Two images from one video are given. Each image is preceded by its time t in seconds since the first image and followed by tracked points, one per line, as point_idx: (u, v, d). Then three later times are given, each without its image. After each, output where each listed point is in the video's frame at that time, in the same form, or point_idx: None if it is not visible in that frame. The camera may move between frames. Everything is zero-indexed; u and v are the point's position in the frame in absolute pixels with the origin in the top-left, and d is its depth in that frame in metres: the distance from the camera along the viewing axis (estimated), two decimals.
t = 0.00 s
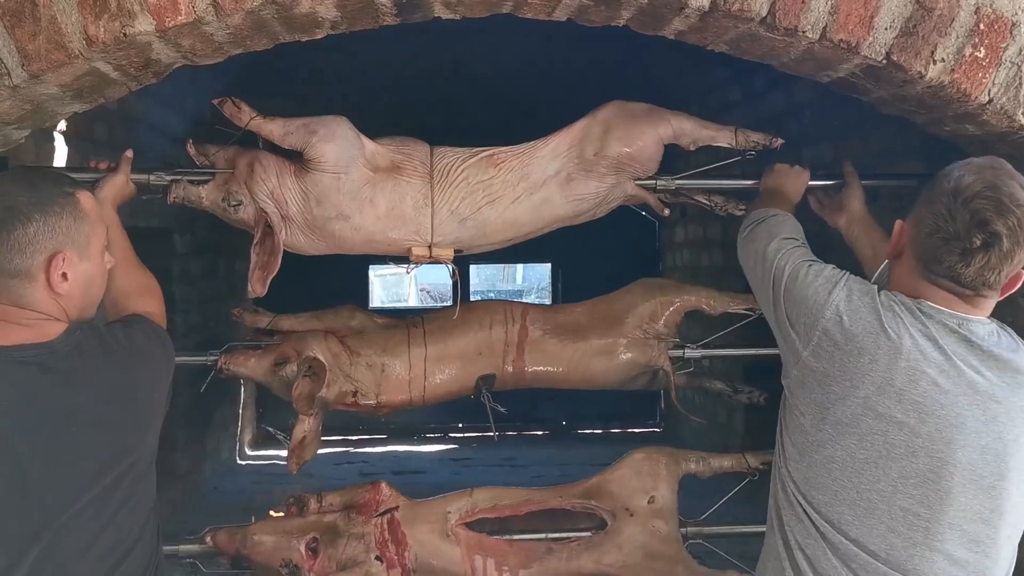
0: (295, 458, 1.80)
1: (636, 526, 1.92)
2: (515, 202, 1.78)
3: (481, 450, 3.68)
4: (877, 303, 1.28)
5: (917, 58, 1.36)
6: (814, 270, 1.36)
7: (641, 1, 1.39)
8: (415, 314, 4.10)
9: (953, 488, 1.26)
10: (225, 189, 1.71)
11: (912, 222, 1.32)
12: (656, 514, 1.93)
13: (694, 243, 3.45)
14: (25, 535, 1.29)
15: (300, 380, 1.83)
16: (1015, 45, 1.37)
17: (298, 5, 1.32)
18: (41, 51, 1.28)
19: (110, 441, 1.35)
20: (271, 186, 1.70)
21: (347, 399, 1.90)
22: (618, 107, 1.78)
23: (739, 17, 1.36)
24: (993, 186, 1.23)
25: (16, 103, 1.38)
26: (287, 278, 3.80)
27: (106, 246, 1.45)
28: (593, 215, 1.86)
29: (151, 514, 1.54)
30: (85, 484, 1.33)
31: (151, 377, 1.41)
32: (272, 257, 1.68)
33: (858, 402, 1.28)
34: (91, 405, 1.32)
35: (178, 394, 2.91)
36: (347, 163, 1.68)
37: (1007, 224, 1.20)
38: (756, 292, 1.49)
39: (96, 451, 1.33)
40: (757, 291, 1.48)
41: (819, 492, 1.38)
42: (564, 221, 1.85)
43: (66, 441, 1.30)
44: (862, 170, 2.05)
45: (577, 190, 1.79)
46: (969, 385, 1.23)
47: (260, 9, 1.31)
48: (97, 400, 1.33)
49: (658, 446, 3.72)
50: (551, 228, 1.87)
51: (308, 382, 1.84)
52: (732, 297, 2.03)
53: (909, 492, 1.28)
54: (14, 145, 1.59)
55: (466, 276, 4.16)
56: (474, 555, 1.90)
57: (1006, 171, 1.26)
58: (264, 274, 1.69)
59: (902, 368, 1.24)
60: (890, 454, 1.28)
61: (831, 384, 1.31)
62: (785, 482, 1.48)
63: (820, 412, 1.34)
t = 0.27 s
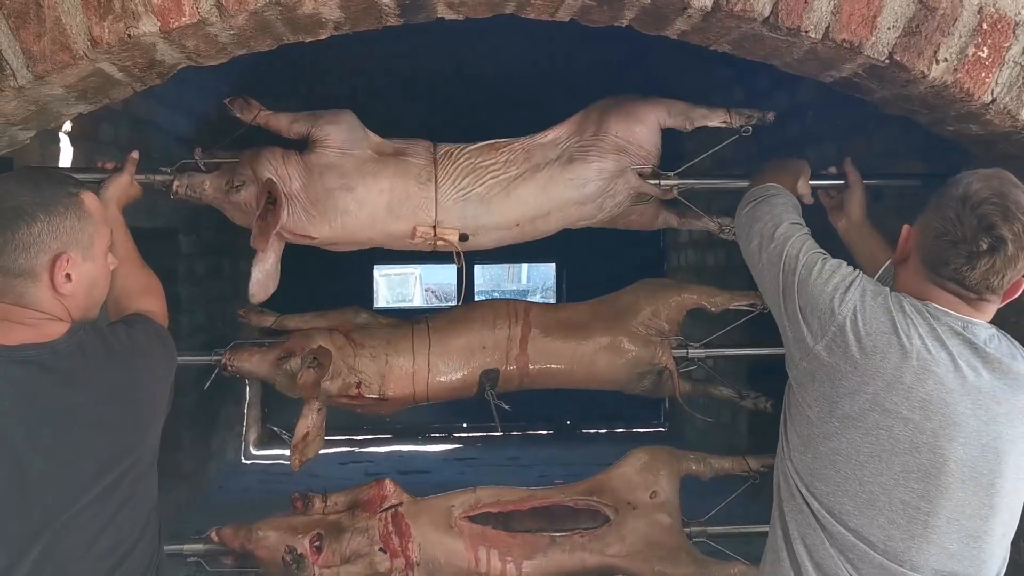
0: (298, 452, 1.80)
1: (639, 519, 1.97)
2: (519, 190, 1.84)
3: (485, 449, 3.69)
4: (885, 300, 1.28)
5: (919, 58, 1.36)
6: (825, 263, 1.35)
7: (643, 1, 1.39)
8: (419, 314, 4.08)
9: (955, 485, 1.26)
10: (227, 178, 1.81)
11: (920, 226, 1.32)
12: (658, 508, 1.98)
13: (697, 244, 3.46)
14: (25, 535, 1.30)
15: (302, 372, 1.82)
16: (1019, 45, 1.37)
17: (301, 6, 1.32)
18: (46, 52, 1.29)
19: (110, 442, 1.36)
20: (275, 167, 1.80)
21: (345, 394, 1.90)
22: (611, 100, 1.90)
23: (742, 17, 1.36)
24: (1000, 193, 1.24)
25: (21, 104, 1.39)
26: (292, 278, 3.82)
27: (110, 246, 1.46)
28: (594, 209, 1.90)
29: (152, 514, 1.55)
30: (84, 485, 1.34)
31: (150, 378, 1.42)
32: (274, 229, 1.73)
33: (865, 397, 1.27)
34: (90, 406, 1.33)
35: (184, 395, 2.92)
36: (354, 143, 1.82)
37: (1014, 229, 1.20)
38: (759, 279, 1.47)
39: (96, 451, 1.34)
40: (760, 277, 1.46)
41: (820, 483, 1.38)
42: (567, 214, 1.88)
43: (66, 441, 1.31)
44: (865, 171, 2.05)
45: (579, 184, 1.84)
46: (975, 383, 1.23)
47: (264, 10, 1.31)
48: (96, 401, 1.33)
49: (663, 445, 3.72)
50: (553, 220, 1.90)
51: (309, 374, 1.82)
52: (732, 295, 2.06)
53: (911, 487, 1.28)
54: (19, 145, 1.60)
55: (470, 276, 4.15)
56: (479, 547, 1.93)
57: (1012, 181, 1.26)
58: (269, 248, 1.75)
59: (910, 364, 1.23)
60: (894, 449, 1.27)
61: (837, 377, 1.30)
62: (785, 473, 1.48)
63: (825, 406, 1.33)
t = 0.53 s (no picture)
0: (297, 445, 1.80)
1: (637, 514, 1.98)
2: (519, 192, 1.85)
3: (487, 449, 3.69)
4: (882, 299, 1.28)
5: (919, 58, 1.36)
6: (822, 264, 1.35)
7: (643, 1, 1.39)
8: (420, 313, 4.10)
9: (949, 484, 1.26)
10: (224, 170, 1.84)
11: (915, 223, 1.33)
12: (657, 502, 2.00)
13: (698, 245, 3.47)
14: (25, 535, 1.30)
15: (302, 365, 1.83)
16: (1019, 44, 1.37)
17: (301, 6, 1.33)
18: (47, 52, 1.29)
19: (110, 441, 1.36)
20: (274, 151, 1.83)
21: (344, 385, 1.88)
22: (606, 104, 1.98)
23: (742, 17, 1.36)
24: (994, 188, 1.25)
25: (21, 104, 1.40)
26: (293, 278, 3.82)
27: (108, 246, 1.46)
28: (593, 213, 1.90)
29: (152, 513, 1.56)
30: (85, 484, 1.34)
31: (150, 378, 1.42)
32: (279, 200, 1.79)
33: (861, 395, 1.27)
34: (91, 405, 1.33)
35: (185, 395, 2.92)
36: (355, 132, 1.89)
37: (1006, 221, 1.21)
38: (758, 279, 1.48)
39: (97, 451, 1.34)
40: (759, 278, 1.47)
41: (816, 482, 1.38)
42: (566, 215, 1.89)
43: (66, 441, 1.31)
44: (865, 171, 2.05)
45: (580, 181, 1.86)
46: (970, 383, 1.23)
47: (264, 10, 1.31)
48: (97, 400, 1.34)
49: (664, 445, 3.73)
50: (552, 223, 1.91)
51: (309, 367, 1.84)
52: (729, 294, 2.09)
53: (906, 486, 1.28)
54: (20, 145, 1.60)
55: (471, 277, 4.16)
56: (479, 538, 1.93)
57: (1005, 181, 1.28)
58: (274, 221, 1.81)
59: (906, 363, 1.23)
60: (889, 448, 1.27)
61: (833, 376, 1.30)
62: (781, 472, 1.48)
63: (821, 403, 1.33)
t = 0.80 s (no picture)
0: (293, 441, 1.78)
1: (636, 507, 2.03)
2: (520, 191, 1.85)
3: (486, 448, 3.69)
4: (902, 295, 1.28)
5: (918, 57, 1.36)
6: (846, 254, 1.33)
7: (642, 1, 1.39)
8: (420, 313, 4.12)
9: (960, 484, 1.26)
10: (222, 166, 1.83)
11: (934, 226, 1.34)
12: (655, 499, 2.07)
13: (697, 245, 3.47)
14: (25, 535, 1.30)
15: (301, 356, 1.83)
16: (1018, 44, 1.37)
17: (299, 6, 1.32)
18: (45, 52, 1.29)
19: (109, 441, 1.36)
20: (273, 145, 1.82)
21: (342, 375, 1.88)
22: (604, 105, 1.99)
23: (741, 17, 1.36)
24: (1014, 194, 1.27)
25: (19, 104, 1.39)
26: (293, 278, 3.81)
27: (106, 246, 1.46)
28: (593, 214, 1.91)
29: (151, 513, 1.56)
30: (84, 484, 1.34)
31: (150, 378, 1.42)
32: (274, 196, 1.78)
33: (878, 389, 1.27)
34: (90, 404, 1.33)
35: (184, 395, 2.92)
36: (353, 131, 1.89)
37: None
38: (774, 266, 1.46)
39: (96, 450, 1.34)
40: (776, 265, 1.46)
41: (826, 476, 1.37)
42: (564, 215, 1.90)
43: (65, 441, 1.31)
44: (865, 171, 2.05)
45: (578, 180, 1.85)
46: (984, 384, 1.24)
47: (263, 10, 1.31)
48: (97, 400, 1.34)
49: (664, 445, 3.72)
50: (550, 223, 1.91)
51: (309, 358, 1.83)
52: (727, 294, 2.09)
53: (917, 483, 1.28)
54: (18, 145, 1.60)
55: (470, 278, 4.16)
56: (478, 529, 1.95)
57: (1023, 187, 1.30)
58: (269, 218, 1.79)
59: (925, 359, 1.24)
60: (902, 444, 1.27)
61: (851, 368, 1.30)
62: (788, 466, 1.47)
63: (836, 396, 1.33)
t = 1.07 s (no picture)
0: (292, 432, 1.76)
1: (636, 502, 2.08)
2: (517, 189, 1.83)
3: (486, 448, 3.69)
4: (912, 294, 1.27)
5: (919, 56, 1.35)
6: (856, 254, 1.33)
7: None
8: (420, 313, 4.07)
9: (969, 483, 1.26)
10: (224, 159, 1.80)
11: (940, 224, 1.34)
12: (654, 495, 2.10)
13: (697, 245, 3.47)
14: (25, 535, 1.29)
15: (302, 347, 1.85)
16: (1020, 43, 1.36)
17: (299, 4, 1.32)
18: (44, 51, 1.29)
19: (109, 441, 1.35)
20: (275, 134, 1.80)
21: (342, 367, 1.89)
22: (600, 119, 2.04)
23: (742, 16, 1.36)
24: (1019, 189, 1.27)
25: (19, 103, 1.39)
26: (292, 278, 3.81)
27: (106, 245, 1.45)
28: (593, 214, 1.89)
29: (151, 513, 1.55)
30: (84, 484, 1.34)
31: (150, 377, 1.42)
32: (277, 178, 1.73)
33: (888, 388, 1.27)
34: (90, 404, 1.33)
35: (184, 395, 2.91)
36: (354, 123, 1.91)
37: None
38: (786, 266, 1.46)
39: (96, 450, 1.34)
40: (788, 265, 1.45)
41: (835, 475, 1.37)
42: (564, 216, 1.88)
43: (65, 440, 1.31)
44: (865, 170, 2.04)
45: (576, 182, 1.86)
46: (994, 383, 1.24)
47: (262, 9, 1.31)
48: (97, 400, 1.33)
49: (664, 445, 3.72)
50: (551, 222, 1.90)
51: (308, 349, 1.85)
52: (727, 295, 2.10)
53: (927, 483, 1.28)
54: (18, 144, 1.60)
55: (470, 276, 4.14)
56: (478, 521, 1.97)
57: None
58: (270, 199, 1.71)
59: (935, 358, 1.23)
60: (912, 443, 1.27)
61: (861, 366, 1.29)
62: (796, 465, 1.47)
63: (845, 395, 1.32)
